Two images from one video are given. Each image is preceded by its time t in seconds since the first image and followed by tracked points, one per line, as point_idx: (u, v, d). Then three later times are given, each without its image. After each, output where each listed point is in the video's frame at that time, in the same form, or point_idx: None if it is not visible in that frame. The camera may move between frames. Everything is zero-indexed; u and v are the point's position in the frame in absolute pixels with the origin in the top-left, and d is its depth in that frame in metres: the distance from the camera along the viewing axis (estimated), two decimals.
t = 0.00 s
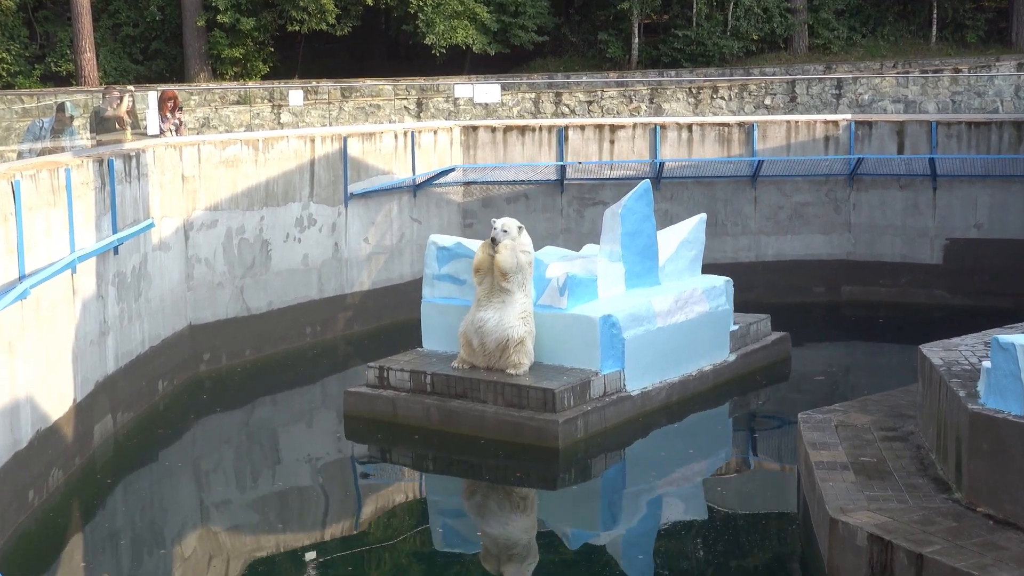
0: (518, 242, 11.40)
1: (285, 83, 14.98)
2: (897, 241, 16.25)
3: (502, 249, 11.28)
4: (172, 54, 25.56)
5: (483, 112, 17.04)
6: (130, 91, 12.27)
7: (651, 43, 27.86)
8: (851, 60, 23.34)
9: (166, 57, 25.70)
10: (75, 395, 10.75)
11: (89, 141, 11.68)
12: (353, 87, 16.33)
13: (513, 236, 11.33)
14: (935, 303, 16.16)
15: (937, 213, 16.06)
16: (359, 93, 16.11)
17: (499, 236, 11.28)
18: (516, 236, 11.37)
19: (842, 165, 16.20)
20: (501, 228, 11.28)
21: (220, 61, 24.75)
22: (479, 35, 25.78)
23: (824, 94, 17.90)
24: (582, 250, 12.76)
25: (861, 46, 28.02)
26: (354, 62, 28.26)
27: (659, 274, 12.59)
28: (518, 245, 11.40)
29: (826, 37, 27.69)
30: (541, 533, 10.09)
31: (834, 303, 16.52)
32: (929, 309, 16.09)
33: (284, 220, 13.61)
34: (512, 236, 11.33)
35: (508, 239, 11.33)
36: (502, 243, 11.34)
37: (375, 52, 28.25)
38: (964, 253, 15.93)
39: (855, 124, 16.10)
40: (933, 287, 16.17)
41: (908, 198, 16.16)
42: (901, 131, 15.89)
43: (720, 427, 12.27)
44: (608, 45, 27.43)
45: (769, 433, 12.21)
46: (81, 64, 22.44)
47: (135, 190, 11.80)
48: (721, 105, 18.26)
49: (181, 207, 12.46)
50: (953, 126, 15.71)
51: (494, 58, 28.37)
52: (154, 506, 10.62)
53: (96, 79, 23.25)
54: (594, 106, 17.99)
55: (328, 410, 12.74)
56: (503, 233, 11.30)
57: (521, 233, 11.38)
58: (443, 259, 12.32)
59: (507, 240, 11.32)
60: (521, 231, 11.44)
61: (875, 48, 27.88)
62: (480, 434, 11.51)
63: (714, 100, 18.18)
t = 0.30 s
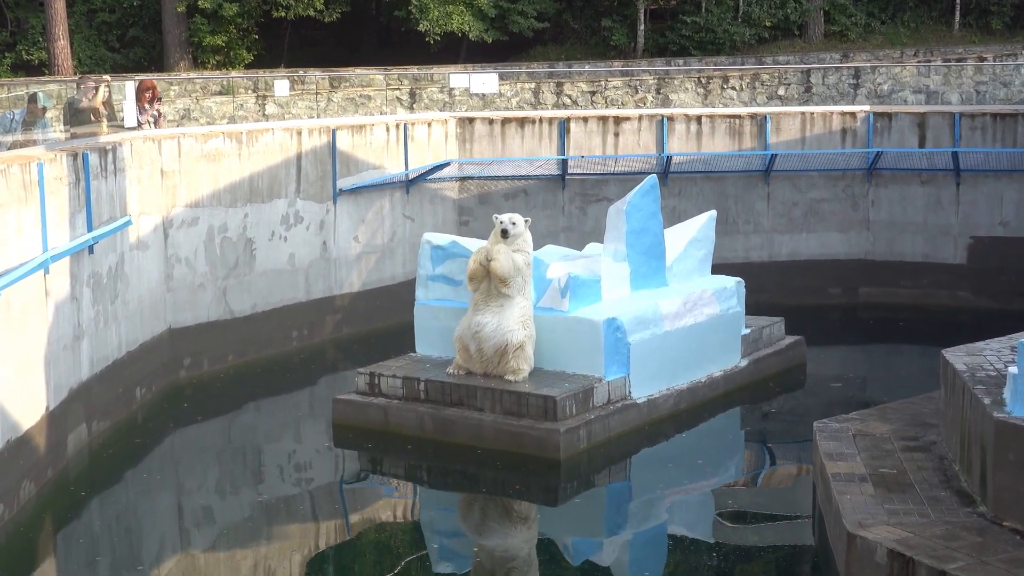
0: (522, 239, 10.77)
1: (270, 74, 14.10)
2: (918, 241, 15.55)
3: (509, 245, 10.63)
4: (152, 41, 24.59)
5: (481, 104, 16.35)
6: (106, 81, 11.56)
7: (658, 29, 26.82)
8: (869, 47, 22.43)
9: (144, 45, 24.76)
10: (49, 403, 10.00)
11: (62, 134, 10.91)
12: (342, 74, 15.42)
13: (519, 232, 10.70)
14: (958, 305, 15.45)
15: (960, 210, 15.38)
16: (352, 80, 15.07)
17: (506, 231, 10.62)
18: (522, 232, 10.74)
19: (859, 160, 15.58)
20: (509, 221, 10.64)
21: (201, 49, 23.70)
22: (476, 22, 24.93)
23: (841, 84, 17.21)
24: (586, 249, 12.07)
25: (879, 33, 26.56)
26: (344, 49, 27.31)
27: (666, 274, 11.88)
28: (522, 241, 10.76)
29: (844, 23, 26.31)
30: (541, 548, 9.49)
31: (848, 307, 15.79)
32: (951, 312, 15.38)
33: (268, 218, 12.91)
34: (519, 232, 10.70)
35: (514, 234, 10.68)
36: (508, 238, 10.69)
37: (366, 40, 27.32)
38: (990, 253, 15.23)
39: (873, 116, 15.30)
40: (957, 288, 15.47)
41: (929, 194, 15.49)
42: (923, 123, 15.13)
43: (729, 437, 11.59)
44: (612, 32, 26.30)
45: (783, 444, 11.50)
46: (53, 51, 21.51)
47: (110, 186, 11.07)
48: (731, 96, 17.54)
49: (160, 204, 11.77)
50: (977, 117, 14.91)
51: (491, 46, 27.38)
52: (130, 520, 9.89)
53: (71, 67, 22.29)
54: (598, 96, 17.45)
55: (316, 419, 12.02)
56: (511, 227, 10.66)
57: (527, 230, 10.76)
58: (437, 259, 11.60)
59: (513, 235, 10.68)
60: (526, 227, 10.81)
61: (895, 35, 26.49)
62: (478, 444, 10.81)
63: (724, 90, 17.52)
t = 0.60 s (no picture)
0: (529, 237, 10.15)
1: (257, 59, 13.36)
2: (946, 236, 14.77)
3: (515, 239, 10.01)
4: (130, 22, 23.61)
5: (481, 90, 15.55)
6: (78, 68, 10.80)
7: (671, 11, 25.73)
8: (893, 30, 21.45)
9: (119, 28, 23.83)
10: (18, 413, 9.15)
11: (32, 122, 10.06)
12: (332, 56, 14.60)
13: (528, 227, 10.11)
14: (988, 305, 14.67)
15: (991, 204, 14.59)
16: (342, 65, 14.19)
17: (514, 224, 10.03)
18: (530, 229, 10.14)
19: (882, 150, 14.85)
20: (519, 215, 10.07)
21: (180, 32, 22.68)
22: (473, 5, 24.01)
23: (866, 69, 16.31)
24: (591, 245, 11.32)
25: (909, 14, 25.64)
26: (333, 33, 26.46)
27: (678, 273, 11.13)
28: (529, 239, 10.15)
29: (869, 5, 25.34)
30: (542, 561, 8.70)
31: (865, 306, 15.02)
32: (982, 313, 14.60)
33: (252, 213, 12.18)
34: (528, 227, 10.11)
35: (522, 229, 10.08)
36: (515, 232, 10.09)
37: (357, 24, 26.52)
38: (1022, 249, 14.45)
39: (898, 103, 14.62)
40: (988, 288, 14.68)
41: (958, 186, 14.70)
42: (952, 111, 14.37)
43: (746, 446, 10.76)
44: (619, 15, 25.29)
45: (803, 450, 10.73)
46: (24, 33, 20.57)
47: (83, 178, 10.28)
48: (747, 83, 16.57)
49: (136, 198, 11.03)
50: (1010, 106, 14.18)
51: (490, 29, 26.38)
52: (102, 532, 9.12)
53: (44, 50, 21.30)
54: (604, 84, 16.54)
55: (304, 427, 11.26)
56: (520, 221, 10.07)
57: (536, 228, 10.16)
58: (433, 257, 10.85)
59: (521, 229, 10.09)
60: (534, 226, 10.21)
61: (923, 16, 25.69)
62: (477, 454, 10.09)
63: (738, 76, 16.56)
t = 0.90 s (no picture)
0: (531, 237, 9.56)
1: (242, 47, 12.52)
2: (971, 234, 14.17)
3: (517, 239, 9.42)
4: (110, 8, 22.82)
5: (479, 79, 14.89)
6: (54, 56, 10.16)
7: None
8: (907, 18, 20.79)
9: (96, 12, 22.06)
10: None
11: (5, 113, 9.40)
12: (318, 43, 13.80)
13: (531, 226, 9.51)
14: (1014, 306, 14.08)
15: (1019, 200, 13.98)
16: (331, 53, 13.40)
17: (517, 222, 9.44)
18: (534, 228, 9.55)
19: (906, 143, 14.21)
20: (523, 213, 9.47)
21: (162, 18, 21.30)
22: None
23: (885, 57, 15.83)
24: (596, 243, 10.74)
25: None
26: (321, 18, 25.19)
27: (688, 272, 10.54)
28: (532, 239, 9.56)
29: None
30: None
31: (879, 308, 14.41)
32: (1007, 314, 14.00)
33: (237, 209, 11.58)
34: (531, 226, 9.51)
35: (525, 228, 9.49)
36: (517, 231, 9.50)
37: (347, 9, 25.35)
38: None
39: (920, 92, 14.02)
40: (1014, 288, 14.09)
41: (984, 181, 14.09)
42: (978, 101, 13.78)
43: (759, 455, 10.09)
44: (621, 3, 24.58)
45: (819, 458, 10.09)
46: None
47: (58, 173, 9.63)
48: (761, 71, 16.06)
49: (114, 193, 10.44)
50: None
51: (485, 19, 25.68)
52: (78, 547, 8.46)
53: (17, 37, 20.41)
54: (611, 71, 16.14)
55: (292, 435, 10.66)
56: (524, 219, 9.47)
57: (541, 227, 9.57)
58: (429, 256, 10.29)
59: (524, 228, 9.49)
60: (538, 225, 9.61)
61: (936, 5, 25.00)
62: (475, 464, 9.52)
63: (752, 64, 16.06)
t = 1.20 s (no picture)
0: (530, 236, 8.98)
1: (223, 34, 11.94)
2: (1000, 231, 13.54)
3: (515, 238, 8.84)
4: None
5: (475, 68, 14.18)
6: (22, 44, 9.50)
7: None
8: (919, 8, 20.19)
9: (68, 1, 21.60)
10: None
11: None
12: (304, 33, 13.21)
13: (529, 224, 8.93)
14: None
15: None
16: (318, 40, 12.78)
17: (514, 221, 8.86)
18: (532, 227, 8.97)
19: (931, 135, 13.57)
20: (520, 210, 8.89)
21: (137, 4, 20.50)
22: None
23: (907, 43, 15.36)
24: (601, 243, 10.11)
25: None
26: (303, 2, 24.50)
27: (699, 273, 9.90)
28: (530, 238, 8.98)
29: None
30: None
31: (895, 312, 13.76)
32: None
33: (218, 206, 10.95)
34: (529, 225, 8.93)
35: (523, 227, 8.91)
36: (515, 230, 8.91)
37: None
38: None
39: (946, 81, 13.36)
40: None
41: (1015, 174, 13.46)
42: (1007, 90, 13.15)
43: (774, 467, 9.41)
44: None
45: (837, 470, 9.40)
46: None
47: (30, 168, 8.96)
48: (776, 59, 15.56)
49: (87, 189, 9.80)
50: None
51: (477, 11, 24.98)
52: (48, 565, 7.77)
53: None
54: (616, 61, 15.57)
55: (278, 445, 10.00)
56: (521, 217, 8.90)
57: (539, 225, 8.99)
58: (423, 256, 9.63)
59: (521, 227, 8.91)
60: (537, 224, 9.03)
61: None
62: (472, 479, 8.89)
63: (767, 52, 15.51)
